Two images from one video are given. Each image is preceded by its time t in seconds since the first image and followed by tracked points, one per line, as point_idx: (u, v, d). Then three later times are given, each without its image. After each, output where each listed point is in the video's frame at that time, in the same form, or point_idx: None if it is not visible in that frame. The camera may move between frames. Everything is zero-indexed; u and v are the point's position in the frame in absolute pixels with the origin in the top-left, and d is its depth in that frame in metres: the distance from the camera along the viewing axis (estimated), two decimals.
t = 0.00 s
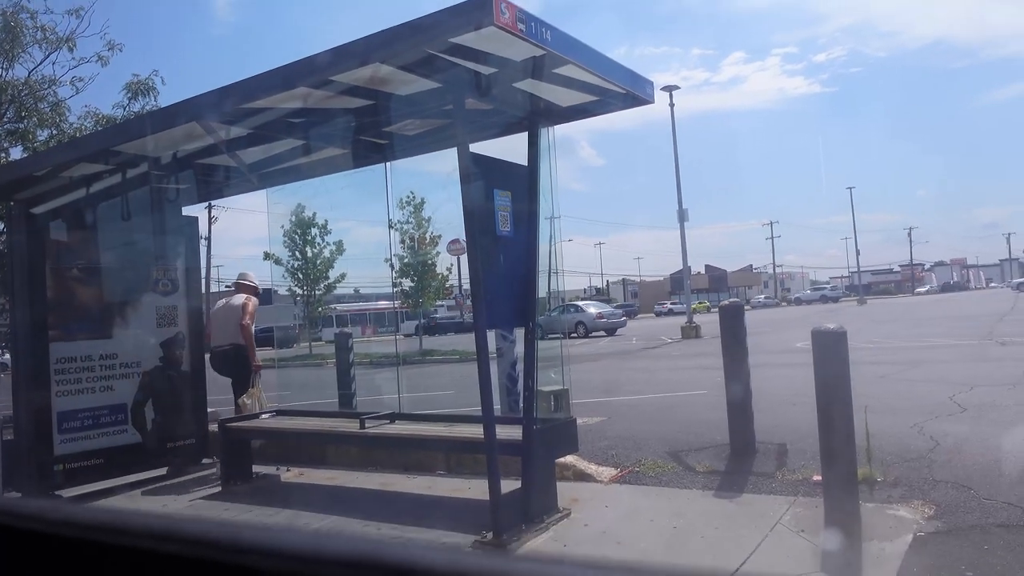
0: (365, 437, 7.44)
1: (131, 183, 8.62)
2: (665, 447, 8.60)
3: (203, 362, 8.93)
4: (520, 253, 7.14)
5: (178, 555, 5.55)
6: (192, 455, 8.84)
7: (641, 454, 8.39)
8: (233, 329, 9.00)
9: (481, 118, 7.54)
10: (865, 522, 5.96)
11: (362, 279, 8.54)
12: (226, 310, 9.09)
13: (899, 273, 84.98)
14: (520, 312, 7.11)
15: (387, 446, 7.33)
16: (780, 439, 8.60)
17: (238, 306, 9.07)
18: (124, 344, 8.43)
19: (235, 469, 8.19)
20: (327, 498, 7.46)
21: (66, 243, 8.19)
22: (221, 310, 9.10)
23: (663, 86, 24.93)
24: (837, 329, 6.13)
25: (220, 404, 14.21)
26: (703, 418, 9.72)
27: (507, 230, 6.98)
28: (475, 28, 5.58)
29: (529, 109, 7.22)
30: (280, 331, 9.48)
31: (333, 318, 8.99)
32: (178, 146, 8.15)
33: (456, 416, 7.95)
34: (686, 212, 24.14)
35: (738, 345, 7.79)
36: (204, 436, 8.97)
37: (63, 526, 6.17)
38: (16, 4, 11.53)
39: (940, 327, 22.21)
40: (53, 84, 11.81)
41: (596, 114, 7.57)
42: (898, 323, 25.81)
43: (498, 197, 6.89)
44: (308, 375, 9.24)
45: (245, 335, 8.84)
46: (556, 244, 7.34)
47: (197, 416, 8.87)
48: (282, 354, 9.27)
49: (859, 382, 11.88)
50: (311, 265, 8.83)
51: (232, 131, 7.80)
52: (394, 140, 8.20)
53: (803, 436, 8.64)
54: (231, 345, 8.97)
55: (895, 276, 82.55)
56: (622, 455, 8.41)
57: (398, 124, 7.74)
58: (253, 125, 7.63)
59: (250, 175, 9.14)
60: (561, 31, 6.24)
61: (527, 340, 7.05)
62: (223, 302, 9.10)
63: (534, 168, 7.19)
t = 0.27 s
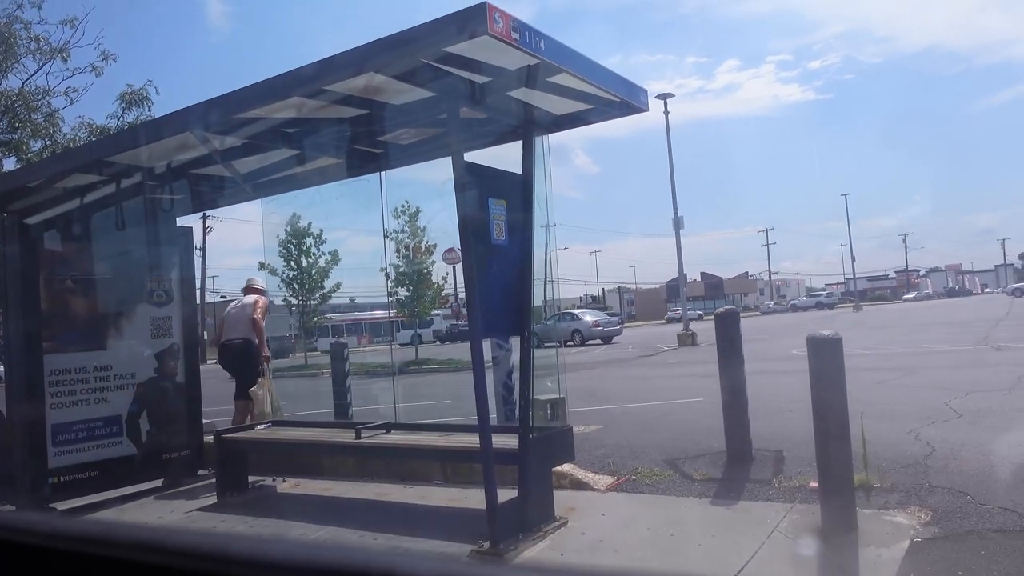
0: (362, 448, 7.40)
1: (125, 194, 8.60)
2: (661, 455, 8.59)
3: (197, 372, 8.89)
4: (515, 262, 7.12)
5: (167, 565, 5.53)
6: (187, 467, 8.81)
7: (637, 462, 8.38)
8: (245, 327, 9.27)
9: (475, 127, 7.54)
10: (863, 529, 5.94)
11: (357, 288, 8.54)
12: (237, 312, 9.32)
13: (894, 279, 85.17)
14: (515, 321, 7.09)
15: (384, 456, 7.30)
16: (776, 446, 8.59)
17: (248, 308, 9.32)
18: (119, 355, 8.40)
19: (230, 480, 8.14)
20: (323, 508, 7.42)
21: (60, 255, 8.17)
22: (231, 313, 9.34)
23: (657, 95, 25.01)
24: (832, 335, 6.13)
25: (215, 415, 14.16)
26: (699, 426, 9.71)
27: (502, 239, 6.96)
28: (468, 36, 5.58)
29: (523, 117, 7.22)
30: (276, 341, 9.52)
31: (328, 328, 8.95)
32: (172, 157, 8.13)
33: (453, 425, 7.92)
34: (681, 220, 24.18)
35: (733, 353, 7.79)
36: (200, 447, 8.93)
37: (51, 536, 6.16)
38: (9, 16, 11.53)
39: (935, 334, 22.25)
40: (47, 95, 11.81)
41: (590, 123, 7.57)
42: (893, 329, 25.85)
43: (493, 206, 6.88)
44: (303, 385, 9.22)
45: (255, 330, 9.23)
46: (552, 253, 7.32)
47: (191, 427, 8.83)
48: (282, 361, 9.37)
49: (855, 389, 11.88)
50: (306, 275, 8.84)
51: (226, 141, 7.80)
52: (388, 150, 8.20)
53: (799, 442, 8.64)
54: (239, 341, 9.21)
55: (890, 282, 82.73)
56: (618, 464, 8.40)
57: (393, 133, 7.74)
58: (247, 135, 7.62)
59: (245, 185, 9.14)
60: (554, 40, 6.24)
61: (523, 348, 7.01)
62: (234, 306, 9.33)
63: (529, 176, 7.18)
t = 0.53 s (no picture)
0: (360, 452, 7.38)
1: (123, 197, 8.60)
2: (659, 459, 8.58)
3: (194, 377, 8.88)
4: (513, 266, 7.12)
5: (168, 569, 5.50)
6: (185, 471, 8.78)
7: (635, 466, 8.36)
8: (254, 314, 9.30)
9: (473, 132, 7.54)
10: (862, 534, 5.93)
11: (355, 293, 8.55)
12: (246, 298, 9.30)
13: (892, 284, 85.23)
14: (512, 325, 7.08)
15: (381, 461, 7.29)
16: (775, 451, 8.58)
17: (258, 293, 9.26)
18: (116, 359, 8.38)
19: (228, 485, 8.13)
20: (321, 514, 7.40)
21: (59, 259, 8.15)
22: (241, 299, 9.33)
23: (655, 100, 25.04)
24: (830, 340, 6.12)
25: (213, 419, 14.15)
26: (697, 430, 9.70)
27: (500, 243, 6.96)
28: (466, 41, 5.57)
29: (521, 122, 7.22)
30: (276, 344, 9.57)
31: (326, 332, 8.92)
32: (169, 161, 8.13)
33: (450, 430, 7.90)
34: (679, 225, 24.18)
35: (732, 358, 7.78)
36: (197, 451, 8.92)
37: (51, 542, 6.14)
38: (7, 20, 11.54)
39: (933, 338, 22.25)
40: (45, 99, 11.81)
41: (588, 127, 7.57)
42: (891, 334, 25.85)
43: (490, 210, 6.88)
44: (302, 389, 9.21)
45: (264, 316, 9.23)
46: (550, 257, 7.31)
47: (189, 432, 8.82)
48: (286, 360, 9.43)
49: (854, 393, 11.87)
50: (303, 279, 8.91)
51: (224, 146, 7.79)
52: (386, 154, 8.20)
53: (798, 447, 8.63)
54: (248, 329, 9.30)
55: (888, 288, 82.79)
56: (617, 468, 8.39)
57: (391, 138, 7.73)
58: (245, 140, 7.62)
59: (242, 190, 9.13)
60: (552, 45, 6.24)
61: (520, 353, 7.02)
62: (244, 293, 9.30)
63: (527, 181, 7.18)
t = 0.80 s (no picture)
0: (363, 455, 7.37)
1: (125, 199, 8.60)
2: (660, 463, 8.58)
3: (196, 378, 8.87)
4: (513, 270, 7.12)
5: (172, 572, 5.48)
6: (186, 473, 8.78)
7: (636, 470, 8.36)
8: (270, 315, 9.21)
9: (474, 135, 7.55)
10: (864, 538, 5.93)
11: (356, 295, 8.53)
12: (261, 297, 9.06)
13: (892, 288, 85.20)
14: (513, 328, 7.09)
15: (382, 464, 7.29)
16: (775, 454, 8.58)
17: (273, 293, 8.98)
18: (117, 361, 8.38)
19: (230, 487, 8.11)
20: (322, 516, 7.40)
21: (61, 259, 8.19)
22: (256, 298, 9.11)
23: (656, 104, 25.05)
24: (832, 344, 6.12)
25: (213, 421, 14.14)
26: (698, 434, 9.69)
27: (501, 246, 6.96)
28: (469, 44, 5.58)
29: (523, 125, 7.22)
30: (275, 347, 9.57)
31: (327, 334, 8.94)
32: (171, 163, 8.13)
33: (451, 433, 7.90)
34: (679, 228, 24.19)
35: (732, 361, 7.78)
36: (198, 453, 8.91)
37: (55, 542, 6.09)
38: (10, 23, 11.56)
39: (934, 342, 22.24)
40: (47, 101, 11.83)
41: (590, 131, 7.58)
42: (892, 338, 25.84)
43: (492, 213, 6.88)
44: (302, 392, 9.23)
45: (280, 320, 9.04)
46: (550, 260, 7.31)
47: (190, 434, 8.81)
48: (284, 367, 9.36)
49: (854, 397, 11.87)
50: (305, 282, 8.96)
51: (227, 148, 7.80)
52: (388, 157, 8.21)
53: (799, 451, 8.63)
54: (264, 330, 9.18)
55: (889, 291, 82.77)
56: (617, 471, 8.39)
57: (392, 141, 7.74)
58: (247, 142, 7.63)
59: (244, 193, 9.14)
60: (554, 48, 6.25)
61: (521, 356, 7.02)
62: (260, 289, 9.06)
63: (529, 183, 7.17)
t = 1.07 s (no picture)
0: (367, 456, 7.38)
1: (132, 200, 8.61)
2: (665, 466, 8.58)
3: (201, 379, 8.88)
4: (519, 272, 7.12)
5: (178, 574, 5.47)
6: (192, 473, 8.79)
7: (640, 473, 8.36)
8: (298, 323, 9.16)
9: (481, 138, 7.55)
10: (869, 542, 5.92)
11: (361, 296, 8.55)
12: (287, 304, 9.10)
13: (897, 291, 85.02)
14: (517, 330, 7.09)
15: (387, 465, 7.30)
16: (780, 458, 8.57)
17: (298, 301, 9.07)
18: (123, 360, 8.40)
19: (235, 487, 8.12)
20: (327, 517, 7.41)
21: (68, 260, 8.32)
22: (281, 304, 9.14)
23: (662, 106, 25.05)
24: (838, 348, 6.12)
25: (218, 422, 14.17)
26: (702, 437, 9.69)
27: (507, 248, 6.97)
28: (476, 47, 5.59)
29: (529, 128, 7.23)
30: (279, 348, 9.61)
31: (331, 335, 8.96)
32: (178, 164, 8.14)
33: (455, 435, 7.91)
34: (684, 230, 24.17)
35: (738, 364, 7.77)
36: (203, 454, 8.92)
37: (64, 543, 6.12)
38: (19, 24, 11.61)
39: (939, 345, 22.19)
40: (55, 102, 11.87)
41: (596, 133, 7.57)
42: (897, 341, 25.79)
43: (498, 215, 6.89)
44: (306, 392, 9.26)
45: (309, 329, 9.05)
46: (556, 263, 7.31)
47: (195, 434, 8.82)
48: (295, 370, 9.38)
49: (859, 401, 11.85)
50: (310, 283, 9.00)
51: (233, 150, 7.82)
52: (394, 159, 8.22)
53: (804, 455, 8.62)
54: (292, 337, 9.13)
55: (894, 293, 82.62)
56: (622, 474, 8.39)
57: (398, 143, 7.75)
58: (254, 144, 7.65)
59: (251, 194, 9.15)
60: (561, 52, 6.25)
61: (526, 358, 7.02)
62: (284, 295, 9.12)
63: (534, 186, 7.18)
